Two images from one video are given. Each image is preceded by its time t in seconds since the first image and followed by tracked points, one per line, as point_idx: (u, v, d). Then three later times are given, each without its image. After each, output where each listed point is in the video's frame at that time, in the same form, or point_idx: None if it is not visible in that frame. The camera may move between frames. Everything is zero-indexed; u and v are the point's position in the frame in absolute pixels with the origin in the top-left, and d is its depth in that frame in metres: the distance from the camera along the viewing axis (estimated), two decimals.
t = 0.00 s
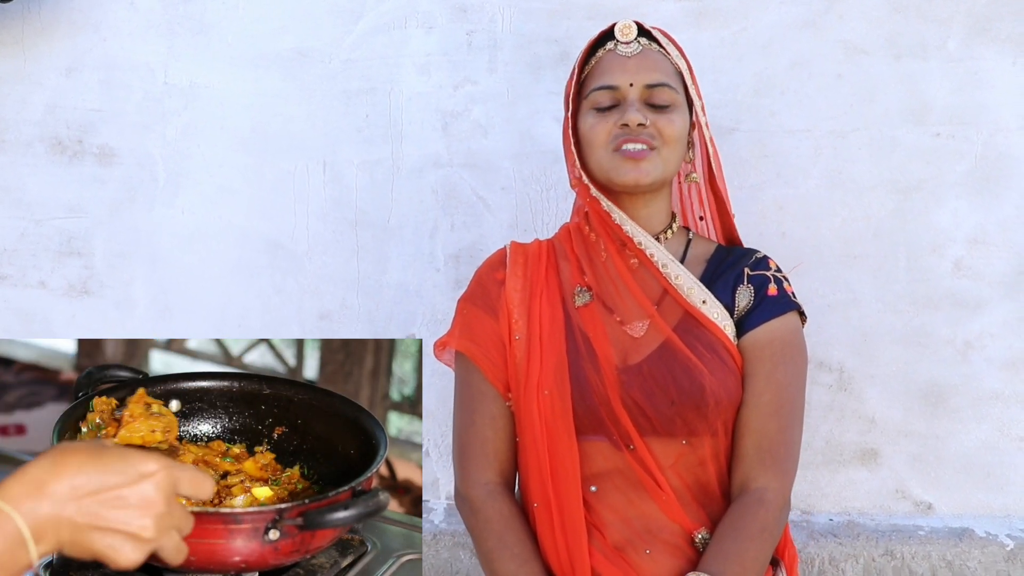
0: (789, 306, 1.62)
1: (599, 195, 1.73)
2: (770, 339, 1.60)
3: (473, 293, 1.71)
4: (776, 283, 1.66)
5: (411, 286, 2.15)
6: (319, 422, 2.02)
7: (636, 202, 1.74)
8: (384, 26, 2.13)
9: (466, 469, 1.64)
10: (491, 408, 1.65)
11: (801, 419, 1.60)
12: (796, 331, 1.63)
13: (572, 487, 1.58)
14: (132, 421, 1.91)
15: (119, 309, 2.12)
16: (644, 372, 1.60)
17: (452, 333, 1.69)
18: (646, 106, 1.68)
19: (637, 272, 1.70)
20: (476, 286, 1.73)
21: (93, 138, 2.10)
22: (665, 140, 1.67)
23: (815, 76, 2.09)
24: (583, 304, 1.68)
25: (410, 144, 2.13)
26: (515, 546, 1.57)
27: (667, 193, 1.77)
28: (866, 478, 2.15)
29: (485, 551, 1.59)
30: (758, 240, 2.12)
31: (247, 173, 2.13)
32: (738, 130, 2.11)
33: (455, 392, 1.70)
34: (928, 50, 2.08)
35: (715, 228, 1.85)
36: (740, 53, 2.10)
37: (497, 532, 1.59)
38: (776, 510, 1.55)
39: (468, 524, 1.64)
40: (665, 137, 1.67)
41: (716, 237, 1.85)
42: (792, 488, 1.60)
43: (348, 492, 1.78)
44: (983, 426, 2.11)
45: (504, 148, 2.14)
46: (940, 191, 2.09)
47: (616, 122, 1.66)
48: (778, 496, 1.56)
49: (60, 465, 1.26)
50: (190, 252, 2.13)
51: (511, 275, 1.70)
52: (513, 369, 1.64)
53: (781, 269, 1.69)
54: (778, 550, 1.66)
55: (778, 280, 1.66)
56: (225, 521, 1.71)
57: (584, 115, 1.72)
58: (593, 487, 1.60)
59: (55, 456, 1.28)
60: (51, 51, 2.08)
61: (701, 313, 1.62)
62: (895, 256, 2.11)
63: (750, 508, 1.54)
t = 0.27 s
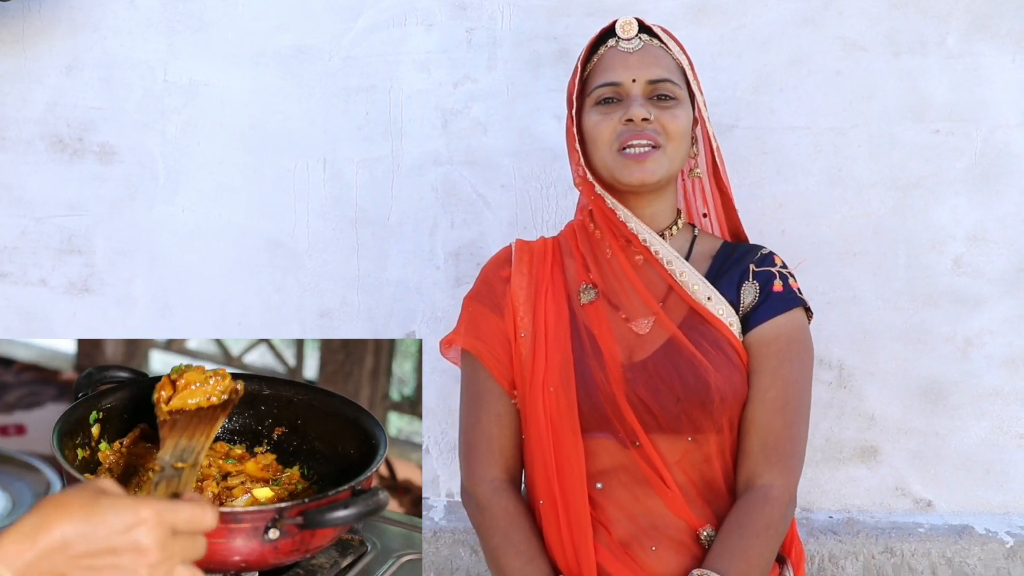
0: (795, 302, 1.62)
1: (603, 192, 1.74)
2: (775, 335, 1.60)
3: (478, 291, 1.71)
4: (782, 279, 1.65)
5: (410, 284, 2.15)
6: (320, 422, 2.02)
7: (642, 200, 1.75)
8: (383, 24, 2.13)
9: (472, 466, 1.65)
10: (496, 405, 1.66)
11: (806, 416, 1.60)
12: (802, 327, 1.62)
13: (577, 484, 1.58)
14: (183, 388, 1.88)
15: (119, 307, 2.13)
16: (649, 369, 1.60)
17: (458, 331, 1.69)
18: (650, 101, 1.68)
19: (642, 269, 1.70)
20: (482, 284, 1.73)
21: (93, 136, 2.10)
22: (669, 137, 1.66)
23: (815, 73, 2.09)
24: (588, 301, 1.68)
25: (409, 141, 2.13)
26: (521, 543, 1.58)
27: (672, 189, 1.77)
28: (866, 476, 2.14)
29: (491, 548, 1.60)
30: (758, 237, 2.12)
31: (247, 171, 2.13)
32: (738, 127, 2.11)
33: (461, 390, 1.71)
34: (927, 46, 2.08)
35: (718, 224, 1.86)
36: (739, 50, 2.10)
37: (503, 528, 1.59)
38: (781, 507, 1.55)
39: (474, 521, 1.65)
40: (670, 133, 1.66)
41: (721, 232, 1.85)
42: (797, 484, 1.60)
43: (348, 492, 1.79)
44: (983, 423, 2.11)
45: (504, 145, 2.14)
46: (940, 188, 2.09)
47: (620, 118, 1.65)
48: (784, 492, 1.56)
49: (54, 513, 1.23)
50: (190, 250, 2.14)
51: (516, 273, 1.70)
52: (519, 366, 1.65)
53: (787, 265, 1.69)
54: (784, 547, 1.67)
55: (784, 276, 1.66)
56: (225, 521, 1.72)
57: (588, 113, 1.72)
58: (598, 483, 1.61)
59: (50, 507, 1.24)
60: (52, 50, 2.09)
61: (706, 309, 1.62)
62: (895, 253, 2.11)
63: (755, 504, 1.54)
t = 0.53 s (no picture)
0: (801, 301, 1.62)
1: (608, 191, 1.73)
2: (781, 334, 1.59)
3: (485, 291, 1.72)
4: (788, 278, 1.65)
5: (411, 283, 2.16)
6: (320, 422, 2.02)
7: (646, 199, 1.75)
8: (383, 23, 2.13)
9: (480, 463, 1.66)
10: (503, 403, 1.66)
11: (812, 415, 1.59)
12: (809, 325, 1.62)
13: (583, 482, 1.59)
14: (172, 390, 1.86)
15: (120, 306, 2.13)
16: (655, 367, 1.60)
17: (466, 330, 1.70)
18: (654, 101, 1.68)
19: (648, 268, 1.70)
20: (489, 284, 1.74)
21: (94, 135, 2.10)
22: (672, 137, 1.66)
23: (815, 72, 2.10)
24: (594, 300, 1.68)
25: (410, 141, 2.13)
26: (528, 541, 1.59)
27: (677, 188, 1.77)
28: (866, 474, 2.15)
29: (498, 545, 1.61)
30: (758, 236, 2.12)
31: (247, 171, 2.13)
32: (738, 126, 2.11)
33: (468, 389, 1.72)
34: (927, 46, 2.09)
35: (727, 224, 1.86)
36: (740, 50, 2.10)
37: (510, 526, 1.60)
38: (786, 505, 1.55)
39: (481, 519, 1.66)
40: (673, 133, 1.66)
41: (728, 232, 1.85)
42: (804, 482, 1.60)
43: (348, 492, 1.79)
44: (983, 422, 2.11)
45: (504, 145, 2.14)
46: (939, 187, 2.10)
47: (624, 119, 1.66)
48: (789, 491, 1.56)
49: (99, 528, 1.43)
50: (191, 249, 2.14)
51: (523, 273, 1.71)
52: (525, 365, 1.65)
53: (793, 264, 1.69)
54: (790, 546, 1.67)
55: (790, 275, 1.65)
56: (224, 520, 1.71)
57: (593, 113, 1.72)
58: (604, 481, 1.61)
59: (69, 541, 1.40)
60: (52, 49, 2.09)
61: (711, 307, 1.62)
62: (895, 252, 2.11)
63: (761, 503, 1.54)
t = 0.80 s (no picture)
0: (807, 300, 1.61)
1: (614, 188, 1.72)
2: (786, 333, 1.59)
3: (493, 289, 1.73)
4: (794, 277, 1.65)
5: (412, 282, 2.16)
6: (320, 422, 2.02)
7: (651, 198, 1.74)
8: (384, 23, 2.14)
9: (485, 460, 1.67)
10: (509, 400, 1.67)
11: (817, 414, 1.59)
12: (814, 325, 1.61)
13: (588, 480, 1.60)
14: (179, 385, 1.81)
15: (122, 305, 2.13)
16: (660, 365, 1.61)
17: (474, 327, 1.70)
18: (657, 103, 1.68)
19: (654, 266, 1.70)
20: (497, 282, 1.75)
21: (96, 135, 2.11)
22: (673, 139, 1.66)
23: (814, 72, 2.10)
24: (600, 298, 1.69)
25: (411, 140, 2.14)
26: (532, 537, 1.60)
27: (683, 189, 1.76)
28: (865, 472, 2.16)
29: (503, 541, 1.62)
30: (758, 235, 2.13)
31: (249, 170, 2.14)
32: (738, 126, 2.12)
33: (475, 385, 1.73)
34: (926, 45, 2.09)
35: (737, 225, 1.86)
36: (740, 49, 2.11)
37: (514, 522, 1.61)
38: (790, 504, 1.55)
39: (487, 515, 1.67)
40: (674, 135, 1.66)
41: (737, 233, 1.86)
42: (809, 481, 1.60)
43: (348, 492, 1.79)
44: (982, 420, 2.12)
45: (505, 144, 2.15)
46: (939, 187, 2.10)
47: (624, 119, 1.66)
48: (793, 489, 1.56)
49: (121, 548, 1.29)
50: (192, 248, 2.14)
51: (530, 271, 1.72)
52: (531, 362, 1.66)
53: (800, 263, 1.68)
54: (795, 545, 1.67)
55: (796, 275, 1.65)
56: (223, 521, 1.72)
57: (598, 112, 1.73)
58: (609, 478, 1.62)
59: (98, 554, 1.26)
60: (54, 49, 2.09)
61: (716, 305, 1.62)
62: (895, 251, 2.12)
63: (764, 501, 1.55)
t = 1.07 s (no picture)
0: (805, 302, 1.67)
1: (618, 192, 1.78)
2: (785, 334, 1.65)
3: (500, 286, 1.79)
4: (793, 279, 1.71)
5: (415, 281, 2.22)
6: (320, 421, 2.08)
7: (654, 203, 1.81)
8: (390, 28, 2.19)
9: (491, 453, 1.73)
10: (514, 394, 1.73)
11: (813, 413, 1.65)
12: (812, 327, 1.67)
13: (589, 473, 1.65)
14: (180, 381, 1.88)
15: (132, 302, 2.19)
16: (660, 363, 1.67)
17: (481, 323, 1.77)
18: (662, 111, 1.74)
19: (656, 267, 1.76)
20: (504, 279, 1.81)
21: (108, 136, 2.16)
22: (677, 146, 1.72)
23: (809, 78, 2.16)
24: (604, 297, 1.75)
25: (415, 142, 2.20)
26: (534, 527, 1.66)
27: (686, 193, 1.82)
28: (856, 468, 2.22)
29: (506, 531, 1.68)
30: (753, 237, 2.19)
31: (257, 170, 2.19)
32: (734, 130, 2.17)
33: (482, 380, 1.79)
34: (918, 53, 2.15)
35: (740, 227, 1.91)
36: (737, 56, 2.16)
37: (517, 513, 1.67)
38: (784, 499, 1.61)
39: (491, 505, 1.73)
40: (679, 143, 1.71)
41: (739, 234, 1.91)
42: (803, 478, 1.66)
43: (348, 492, 1.86)
44: (969, 418, 2.18)
45: (507, 146, 2.21)
46: (929, 191, 2.16)
47: (629, 127, 1.72)
48: (787, 486, 1.62)
49: (141, 552, 1.23)
50: (201, 247, 2.20)
51: (536, 269, 1.78)
52: (536, 359, 1.72)
53: (799, 266, 1.74)
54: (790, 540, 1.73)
55: (795, 277, 1.71)
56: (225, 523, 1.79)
57: (603, 118, 1.79)
58: (609, 472, 1.68)
59: (115, 560, 1.20)
60: (68, 52, 2.15)
61: (716, 306, 1.68)
62: (886, 253, 2.17)
63: (758, 497, 1.61)
